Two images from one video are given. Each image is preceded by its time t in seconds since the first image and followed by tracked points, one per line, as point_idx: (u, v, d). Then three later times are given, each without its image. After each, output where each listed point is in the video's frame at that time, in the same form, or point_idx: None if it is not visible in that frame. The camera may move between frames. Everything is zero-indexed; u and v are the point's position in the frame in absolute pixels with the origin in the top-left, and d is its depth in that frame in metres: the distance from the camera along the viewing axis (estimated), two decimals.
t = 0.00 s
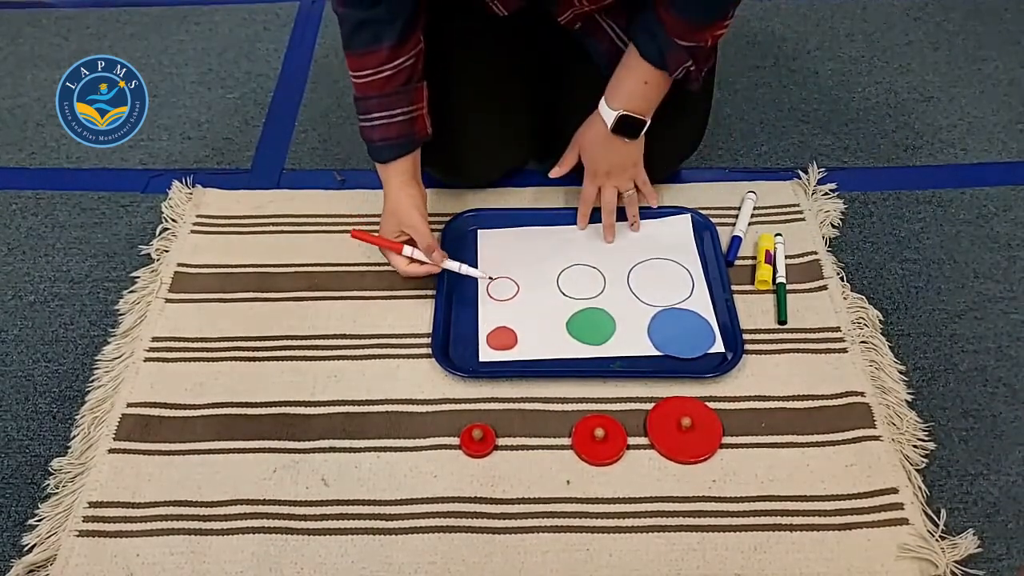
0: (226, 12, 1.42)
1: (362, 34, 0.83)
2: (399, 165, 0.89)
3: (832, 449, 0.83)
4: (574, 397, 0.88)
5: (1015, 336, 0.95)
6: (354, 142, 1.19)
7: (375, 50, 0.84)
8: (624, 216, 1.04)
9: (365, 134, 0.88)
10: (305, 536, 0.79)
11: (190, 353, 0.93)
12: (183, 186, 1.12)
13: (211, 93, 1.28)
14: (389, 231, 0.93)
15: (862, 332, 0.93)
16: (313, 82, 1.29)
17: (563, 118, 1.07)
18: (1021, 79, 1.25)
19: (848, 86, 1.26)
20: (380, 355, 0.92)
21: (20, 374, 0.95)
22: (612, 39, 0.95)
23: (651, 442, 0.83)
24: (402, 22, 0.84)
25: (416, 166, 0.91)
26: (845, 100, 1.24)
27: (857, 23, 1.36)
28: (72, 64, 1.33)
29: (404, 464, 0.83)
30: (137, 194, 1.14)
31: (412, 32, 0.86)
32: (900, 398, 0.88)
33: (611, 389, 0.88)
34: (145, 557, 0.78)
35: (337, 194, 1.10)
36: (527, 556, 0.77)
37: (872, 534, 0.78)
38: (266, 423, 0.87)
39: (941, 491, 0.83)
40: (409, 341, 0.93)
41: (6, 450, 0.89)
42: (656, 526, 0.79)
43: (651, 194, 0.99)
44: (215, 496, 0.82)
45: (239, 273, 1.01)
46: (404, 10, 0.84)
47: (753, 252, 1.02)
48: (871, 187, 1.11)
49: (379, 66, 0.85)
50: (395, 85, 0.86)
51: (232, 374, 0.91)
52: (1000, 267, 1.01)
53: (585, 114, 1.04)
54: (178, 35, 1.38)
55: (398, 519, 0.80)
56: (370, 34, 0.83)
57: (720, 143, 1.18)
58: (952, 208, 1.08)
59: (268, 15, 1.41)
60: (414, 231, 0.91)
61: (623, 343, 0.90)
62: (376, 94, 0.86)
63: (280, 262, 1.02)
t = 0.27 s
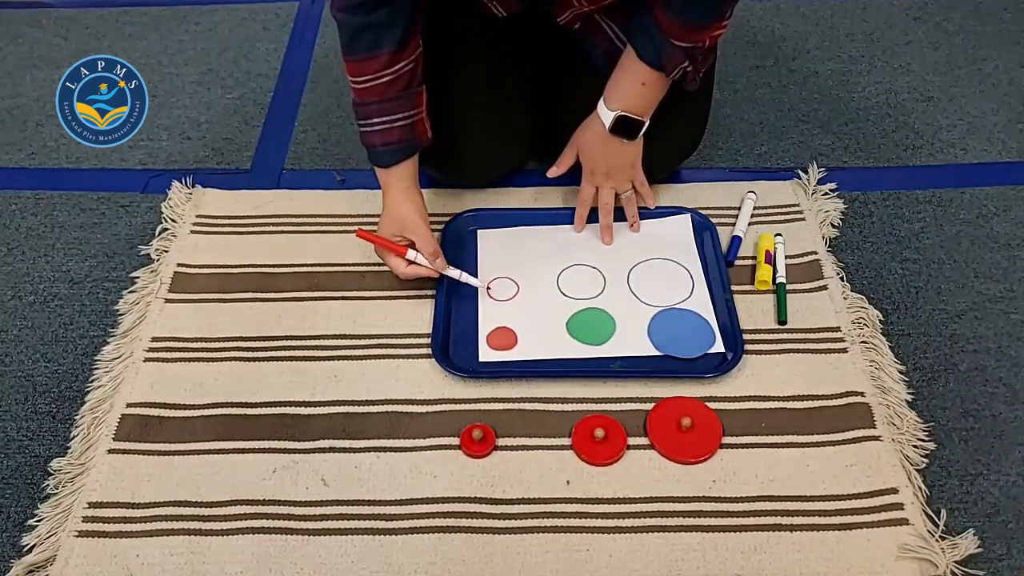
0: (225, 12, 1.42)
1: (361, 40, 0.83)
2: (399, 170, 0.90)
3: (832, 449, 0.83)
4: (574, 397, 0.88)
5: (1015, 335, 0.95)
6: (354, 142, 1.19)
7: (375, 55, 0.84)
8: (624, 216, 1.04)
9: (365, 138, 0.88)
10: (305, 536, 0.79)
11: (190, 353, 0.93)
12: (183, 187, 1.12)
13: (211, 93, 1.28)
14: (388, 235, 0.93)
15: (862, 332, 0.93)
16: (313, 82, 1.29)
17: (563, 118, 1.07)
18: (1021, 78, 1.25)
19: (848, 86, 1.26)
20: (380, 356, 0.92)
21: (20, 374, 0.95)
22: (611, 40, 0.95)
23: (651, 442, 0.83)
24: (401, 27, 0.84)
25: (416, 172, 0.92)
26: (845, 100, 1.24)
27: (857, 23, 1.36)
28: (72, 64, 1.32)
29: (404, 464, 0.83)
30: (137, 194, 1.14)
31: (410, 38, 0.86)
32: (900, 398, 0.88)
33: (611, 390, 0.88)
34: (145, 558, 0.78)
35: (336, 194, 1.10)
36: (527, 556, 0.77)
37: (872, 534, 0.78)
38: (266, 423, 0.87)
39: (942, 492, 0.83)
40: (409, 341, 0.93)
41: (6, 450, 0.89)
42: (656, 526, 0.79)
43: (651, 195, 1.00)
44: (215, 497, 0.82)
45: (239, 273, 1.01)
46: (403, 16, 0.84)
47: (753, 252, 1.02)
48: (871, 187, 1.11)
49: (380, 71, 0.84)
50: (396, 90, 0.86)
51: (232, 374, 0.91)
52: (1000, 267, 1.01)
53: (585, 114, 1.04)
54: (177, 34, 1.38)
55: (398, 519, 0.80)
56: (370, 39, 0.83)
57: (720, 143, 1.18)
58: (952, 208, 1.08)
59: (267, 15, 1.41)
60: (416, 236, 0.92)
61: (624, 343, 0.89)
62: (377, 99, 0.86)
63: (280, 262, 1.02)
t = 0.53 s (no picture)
0: (226, 12, 1.42)
1: (362, 42, 0.83)
2: (400, 171, 0.90)
3: (832, 449, 0.83)
4: (574, 396, 0.88)
5: (1015, 336, 0.95)
6: (354, 142, 1.19)
7: (376, 57, 0.84)
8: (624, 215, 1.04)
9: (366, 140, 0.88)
10: (306, 535, 0.79)
11: (190, 353, 0.93)
12: (183, 186, 1.12)
13: (211, 93, 1.28)
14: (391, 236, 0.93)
15: (862, 332, 0.93)
16: (313, 81, 1.29)
17: (563, 117, 1.07)
18: (1021, 78, 1.25)
19: (848, 86, 1.26)
20: (380, 355, 0.92)
21: (20, 373, 0.95)
22: (610, 40, 0.95)
23: (651, 442, 0.83)
24: (401, 28, 0.84)
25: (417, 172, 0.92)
26: (845, 100, 1.24)
27: (857, 23, 1.36)
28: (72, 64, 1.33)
29: (404, 464, 0.83)
30: (137, 194, 1.14)
31: (410, 39, 0.86)
32: (901, 398, 0.88)
33: (611, 390, 0.88)
34: (145, 557, 0.78)
35: (337, 194, 1.10)
36: (527, 556, 0.77)
37: (872, 534, 0.78)
38: (267, 422, 0.87)
39: (942, 492, 0.83)
40: (409, 341, 0.93)
41: (6, 449, 0.89)
42: (656, 526, 0.79)
43: (650, 195, 1.00)
44: (215, 496, 0.82)
45: (239, 273, 1.01)
46: (403, 16, 0.84)
47: (753, 252, 1.02)
48: (871, 187, 1.11)
49: (380, 72, 0.85)
50: (396, 91, 0.86)
51: (232, 374, 0.91)
52: (1000, 267, 1.01)
53: (585, 114, 1.04)
54: (178, 34, 1.38)
55: (398, 519, 0.80)
56: (370, 41, 0.83)
57: (720, 143, 1.18)
58: (952, 208, 1.08)
59: (268, 15, 1.41)
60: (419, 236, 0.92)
61: (624, 343, 0.90)
62: (378, 100, 0.86)
63: (280, 262, 1.02)
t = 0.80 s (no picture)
0: (225, 12, 1.42)
1: (362, 42, 0.83)
2: (401, 170, 0.90)
3: (832, 449, 0.83)
4: (574, 397, 0.88)
5: (1015, 335, 0.95)
6: (354, 142, 1.19)
7: (375, 58, 0.84)
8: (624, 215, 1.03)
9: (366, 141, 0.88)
10: (305, 536, 0.79)
11: (190, 353, 0.93)
12: (183, 187, 1.12)
13: (210, 93, 1.28)
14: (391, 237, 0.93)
15: (862, 332, 0.93)
16: (313, 82, 1.29)
17: (563, 117, 1.07)
18: (1021, 78, 1.25)
19: (848, 86, 1.26)
20: (380, 355, 0.92)
21: (20, 373, 0.95)
22: (610, 40, 0.95)
23: (651, 442, 0.83)
24: (401, 28, 0.84)
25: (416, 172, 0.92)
26: (845, 100, 1.24)
27: (857, 23, 1.36)
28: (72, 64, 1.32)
29: (404, 464, 0.83)
30: (136, 194, 1.14)
31: (410, 39, 0.86)
32: (900, 398, 0.88)
33: (611, 390, 0.88)
34: (144, 558, 0.78)
35: (336, 194, 1.10)
36: (527, 556, 0.77)
37: (872, 534, 0.78)
38: (267, 423, 0.87)
39: (942, 491, 0.83)
40: (409, 341, 0.93)
41: (6, 450, 0.89)
42: (656, 526, 0.79)
43: (650, 195, 1.00)
44: (214, 497, 0.82)
45: (239, 273, 1.01)
46: (403, 16, 0.84)
47: (753, 251, 1.02)
48: (871, 187, 1.11)
49: (380, 73, 0.85)
50: (396, 92, 0.86)
51: (232, 374, 0.91)
52: (1000, 266, 1.01)
53: (585, 114, 1.04)
54: (177, 34, 1.38)
55: (398, 519, 0.80)
56: (370, 42, 0.83)
57: (720, 143, 1.18)
58: (952, 207, 1.08)
59: (267, 15, 1.41)
60: (419, 235, 0.92)
61: (624, 343, 0.90)
62: (377, 101, 0.86)
63: (280, 262, 1.02)
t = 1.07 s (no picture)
0: (225, 12, 1.42)
1: (361, 42, 0.83)
2: (400, 170, 0.90)
3: (832, 449, 0.83)
4: (574, 397, 0.87)
5: (1015, 335, 0.95)
6: (353, 142, 1.19)
7: (374, 58, 0.84)
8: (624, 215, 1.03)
9: (365, 140, 0.88)
10: (305, 536, 0.79)
11: (190, 353, 0.93)
12: (182, 187, 1.12)
13: (210, 93, 1.28)
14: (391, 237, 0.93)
15: (862, 332, 0.93)
16: (312, 82, 1.29)
17: (563, 117, 1.07)
18: (1021, 78, 1.25)
19: (847, 86, 1.25)
20: (380, 356, 0.92)
21: (20, 374, 0.95)
22: (609, 39, 0.95)
23: (651, 442, 0.83)
24: (400, 28, 0.84)
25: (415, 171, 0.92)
26: (845, 99, 1.23)
27: (857, 23, 1.36)
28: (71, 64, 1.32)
29: (404, 465, 0.83)
30: (136, 194, 1.14)
31: (409, 38, 0.86)
32: (900, 398, 0.88)
33: (611, 390, 0.88)
34: (144, 558, 0.78)
35: (336, 194, 1.10)
36: (527, 556, 0.77)
37: (872, 534, 0.78)
38: (266, 423, 0.87)
39: (942, 491, 0.83)
40: (408, 341, 0.93)
41: (6, 450, 0.88)
42: (656, 526, 0.79)
43: (650, 195, 1.00)
44: (214, 497, 0.82)
45: (238, 273, 1.00)
46: (402, 16, 0.84)
47: (753, 251, 1.01)
48: (871, 187, 1.11)
49: (379, 72, 0.84)
50: (395, 91, 0.86)
51: (232, 374, 0.91)
52: (1000, 266, 1.01)
53: (585, 114, 1.04)
54: (177, 34, 1.38)
55: (398, 519, 0.80)
56: (369, 41, 0.83)
57: (720, 142, 1.18)
58: (951, 207, 1.08)
59: (267, 15, 1.41)
60: (420, 234, 0.92)
61: (624, 343, 0.89)
62: (377, 101, 0.86)
63: (280, 262, 1.02)
